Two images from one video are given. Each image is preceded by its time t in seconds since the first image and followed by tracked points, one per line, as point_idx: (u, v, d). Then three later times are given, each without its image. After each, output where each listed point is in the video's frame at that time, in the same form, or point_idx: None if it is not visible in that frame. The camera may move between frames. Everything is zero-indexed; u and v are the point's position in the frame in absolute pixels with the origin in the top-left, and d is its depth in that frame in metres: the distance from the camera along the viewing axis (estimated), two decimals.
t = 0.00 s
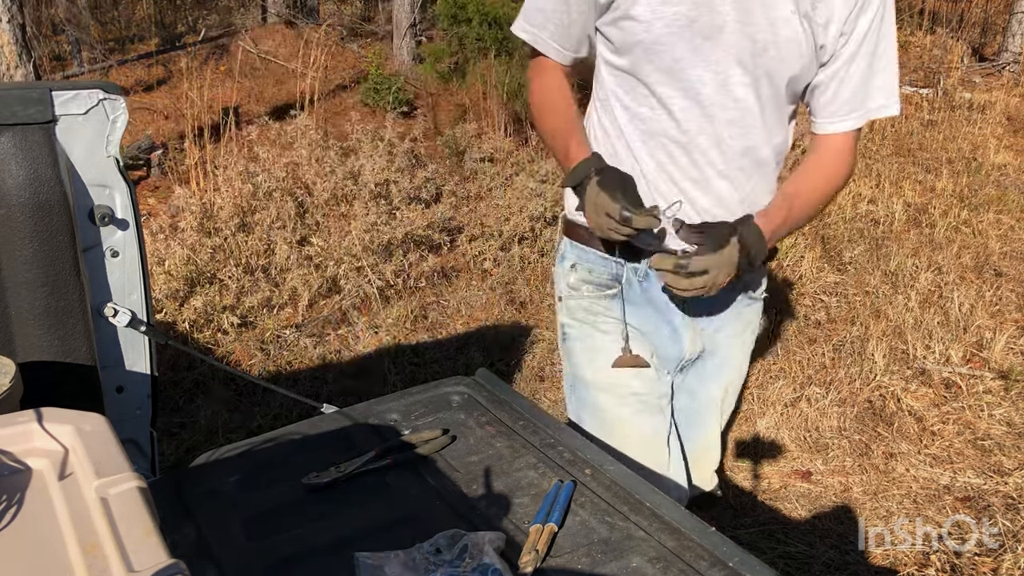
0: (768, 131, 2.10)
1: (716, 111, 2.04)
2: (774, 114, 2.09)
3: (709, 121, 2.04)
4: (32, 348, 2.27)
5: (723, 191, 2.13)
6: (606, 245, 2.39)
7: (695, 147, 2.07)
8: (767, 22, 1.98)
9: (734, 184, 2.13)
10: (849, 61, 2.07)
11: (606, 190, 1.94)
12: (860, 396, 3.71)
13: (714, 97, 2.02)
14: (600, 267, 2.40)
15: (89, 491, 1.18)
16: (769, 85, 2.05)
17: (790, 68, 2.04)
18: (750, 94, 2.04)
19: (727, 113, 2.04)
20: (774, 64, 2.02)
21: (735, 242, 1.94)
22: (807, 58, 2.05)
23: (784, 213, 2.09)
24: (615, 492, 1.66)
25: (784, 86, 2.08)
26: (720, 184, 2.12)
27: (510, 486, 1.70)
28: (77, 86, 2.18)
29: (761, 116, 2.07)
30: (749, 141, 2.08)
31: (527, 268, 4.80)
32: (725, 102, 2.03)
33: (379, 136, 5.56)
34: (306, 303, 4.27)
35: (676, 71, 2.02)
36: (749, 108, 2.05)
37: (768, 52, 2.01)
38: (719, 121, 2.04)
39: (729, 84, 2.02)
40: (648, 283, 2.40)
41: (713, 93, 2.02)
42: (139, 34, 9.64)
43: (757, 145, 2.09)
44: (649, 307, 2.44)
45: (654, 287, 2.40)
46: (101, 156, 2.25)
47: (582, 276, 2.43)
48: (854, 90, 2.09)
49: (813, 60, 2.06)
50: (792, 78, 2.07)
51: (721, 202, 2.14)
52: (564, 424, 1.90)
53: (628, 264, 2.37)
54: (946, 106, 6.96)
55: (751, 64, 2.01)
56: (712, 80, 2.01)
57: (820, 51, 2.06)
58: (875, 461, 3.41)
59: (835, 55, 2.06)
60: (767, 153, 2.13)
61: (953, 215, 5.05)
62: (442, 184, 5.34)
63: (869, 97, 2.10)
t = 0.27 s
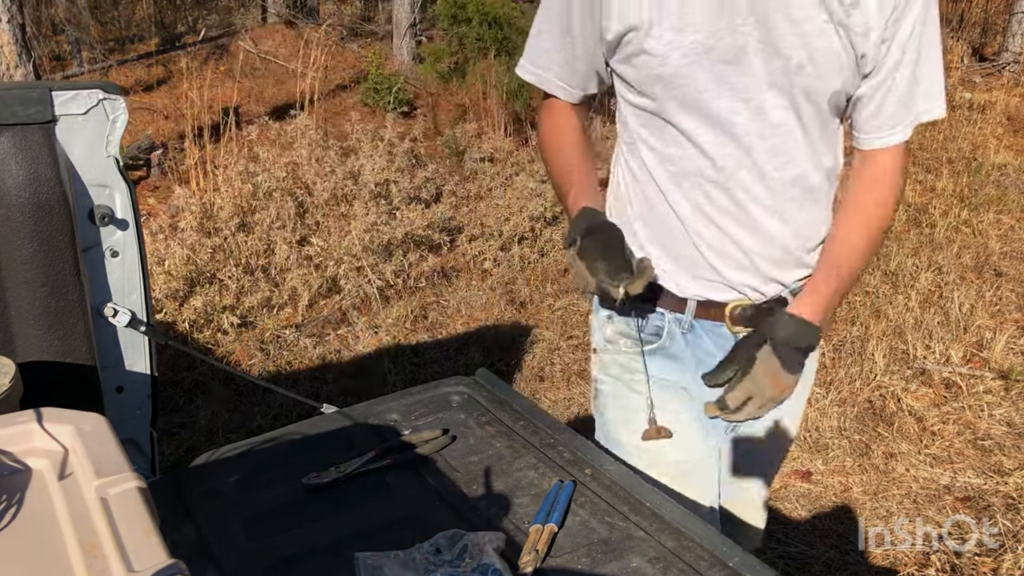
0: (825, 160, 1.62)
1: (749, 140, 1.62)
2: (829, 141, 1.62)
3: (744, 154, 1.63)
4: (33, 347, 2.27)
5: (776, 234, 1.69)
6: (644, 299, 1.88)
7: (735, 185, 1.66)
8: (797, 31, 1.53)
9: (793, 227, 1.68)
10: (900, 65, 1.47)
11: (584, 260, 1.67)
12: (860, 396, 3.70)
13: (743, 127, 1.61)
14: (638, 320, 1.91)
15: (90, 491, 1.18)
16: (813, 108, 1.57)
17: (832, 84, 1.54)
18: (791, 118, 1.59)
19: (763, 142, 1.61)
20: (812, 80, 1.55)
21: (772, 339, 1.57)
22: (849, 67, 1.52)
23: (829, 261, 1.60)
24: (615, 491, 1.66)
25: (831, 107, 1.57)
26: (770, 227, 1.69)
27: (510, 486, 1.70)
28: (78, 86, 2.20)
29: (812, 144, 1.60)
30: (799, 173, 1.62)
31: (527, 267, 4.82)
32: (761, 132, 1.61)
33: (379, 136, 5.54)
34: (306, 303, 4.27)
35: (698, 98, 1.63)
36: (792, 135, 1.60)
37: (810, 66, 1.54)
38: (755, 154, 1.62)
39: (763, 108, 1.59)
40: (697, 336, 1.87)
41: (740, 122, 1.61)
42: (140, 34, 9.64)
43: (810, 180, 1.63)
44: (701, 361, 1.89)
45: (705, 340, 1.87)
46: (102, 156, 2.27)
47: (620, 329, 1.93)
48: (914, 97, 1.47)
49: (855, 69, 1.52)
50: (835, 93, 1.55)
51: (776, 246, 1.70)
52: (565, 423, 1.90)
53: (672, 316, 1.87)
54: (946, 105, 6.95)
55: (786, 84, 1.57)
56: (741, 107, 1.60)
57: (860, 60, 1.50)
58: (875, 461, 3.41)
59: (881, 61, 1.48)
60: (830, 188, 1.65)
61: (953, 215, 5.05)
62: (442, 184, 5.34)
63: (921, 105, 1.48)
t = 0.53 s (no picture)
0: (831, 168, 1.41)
1: (734, 142, 1.48)
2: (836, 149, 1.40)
3: (730, 157, 1.50)
4: (33, 348, 2.27)
5: (772, 248, 1.52)
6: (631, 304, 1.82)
7: (726, 191, 1.52)
8: (782, 24, 1.36)
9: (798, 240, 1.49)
10: (915, 61, 1.20)
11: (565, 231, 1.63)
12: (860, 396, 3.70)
13: (728, 128, 1.48)
14: (643, 339, 1.80)
15: (90, 491, 1.18)
16: (807, 110, 1.38)
17: (827, 81, 1.34)
18: (779, 119, 1.43)
19: (747, 145, 1.47)
20: (802, 78, 1.36)
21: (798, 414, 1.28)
22: (853, 63, 1.30)
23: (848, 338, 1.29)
24: (615, 491, 1.66)
25: (835, 111, 1.36)
26: (767, 239, 1.52)
27: (510, 486, 1.70)
28: (78, 86, 2.23)
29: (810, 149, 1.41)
30: (794, 179, 1.45)
31: (528, 268, 4.86)
32: (748, 134, 1.46)
33: (380, 136, 5.52)
34: (306, 303, 4.28)
35: (682, 98, 1.53)
36: (784, 138, 1.43)
37: (800, 63, 1.36)
38: (741, 158, 1.48)
39: (750, 109, 1.45)
40: (696, 360, 1.70)
41: (722, 123, 1.48)
42: (140, 34, 9.66)
43: (812, 190, 1.45)
44: (705, 389, 1.71)
45: (705, 365, 1.70)
46: (101, 156, 2.30)
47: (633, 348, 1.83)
48: (940, 105, 1.19)
49: (862, 65, 1.29)
50: (832, 92, 1.34)
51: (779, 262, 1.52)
52: (564, 424, 1.90)
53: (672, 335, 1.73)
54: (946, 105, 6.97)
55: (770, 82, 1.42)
56: (726, 107, 1.47)
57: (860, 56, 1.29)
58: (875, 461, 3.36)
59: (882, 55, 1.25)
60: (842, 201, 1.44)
61: (953, 215, 5.05)
62: (442, 184, 5.33)
63: (955, 113, 1.19)
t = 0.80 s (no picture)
0: (825, 197, 1.18)
1: (721, 147, 1.30)
2: (836, 175, 1.16)
3: (719, 163, 1.32)
4: (33, 348, 2.27)
5: (758, 275, 1.32)
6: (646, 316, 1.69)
7: (711, 200, 1.35)
8: (784, 19, 1.16)
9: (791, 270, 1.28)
10: (948, 78, 0.90)
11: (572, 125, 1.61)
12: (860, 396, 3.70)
13: (717, 130, 1.30)
14: (647, 343, 1.68)
15: (90, 491, 1.18)
16: (802, 120, 1.17)
17: (827, 89, 1.12)
18: (772, 129, 1.23)
19: (736, 152, 1.29)
20: (800, 82, 1.15)
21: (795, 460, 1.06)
22: (866, 72, 1.06)
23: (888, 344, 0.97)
24: (615, 491, 1.66)
25: (839, 128, 1.13)
26: (753, 264, 1.32)
27: (511, 486, 1.70)
28: (77, 86, 2.23)
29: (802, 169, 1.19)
30: (780, 201, 1.25)
31: (527, 268, 4.86)
32: (737, 140, 1.28)
33: (380, 136, 5.51)
34: (306, 303, 4.28)
35: (678, 93, 1.36)
36: (775, 151, 1.23)
37: (799, 66, 1.15)
38: (726, 165, 1.30)
39: (740, 114, 1.27)
40: (687, 376, 1.57)
41: (711, 124, 1.31)
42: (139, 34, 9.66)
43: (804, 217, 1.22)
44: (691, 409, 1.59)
45: (693, 384, 1.56)
46: (101, 156, 2.30)
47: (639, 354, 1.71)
48: (982, 131, 0.90)
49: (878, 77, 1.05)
50: (834, 103, 1.12)
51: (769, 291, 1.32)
52: (564, 423, 1.90)
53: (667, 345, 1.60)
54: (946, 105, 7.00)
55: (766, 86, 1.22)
56: (721, 106, 1.30)
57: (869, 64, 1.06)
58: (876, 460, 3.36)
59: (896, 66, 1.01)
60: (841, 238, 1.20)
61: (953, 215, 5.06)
62: (442, 184, 5.33)
63: (997, 143, 0.90)
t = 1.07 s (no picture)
0: (893, 223, 1.20)
1: (783, 164, 1.33)
2: (908, 201, 1.19)
3: (781, 178, 1.34)
4: (33, 348, 2.27)
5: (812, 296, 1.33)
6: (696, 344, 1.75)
7: (769, 219, 1.37)
8: (874, 30, 1.20)
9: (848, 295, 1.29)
10: None
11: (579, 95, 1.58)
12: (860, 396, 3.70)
13: (784, 143, 1.32)
14: (693, 371, 1.77)
15: (90, 491, 1.18)
16: (877, 138, 1.20)
17: (914, 107, 1.15)
18: (841, 149, 1.26)
19: (798, 171, 1.31)
20: (882, 98, 1.18)
21: (854, 292, 1.09)
22: (960, 92, 1.11)
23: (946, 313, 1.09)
24: (615, 492, 1.66)
25: (923, 151, 1.16)
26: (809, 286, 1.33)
27: (510, 486, 1.70)
28: (77, 86, 2.23)
29: (870, 189, 1.21)
30: (841, 224, 1.27)
31: (527, 268, 4.86)
32: (799, 159, 1.31)
33: (380, 136, 5.51)
34: (306, 304, 4.28)
35: (748, 102, 1.38)
36: (838, 174, 1.26)
37: (884, 82, 1.18)
38: (790, 180, 1.32)
39: (810, 127, 1.29)
40: (724, 407, 1.66)
41: (778, 137, 1.33)
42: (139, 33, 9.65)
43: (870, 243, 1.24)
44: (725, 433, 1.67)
45: (728, 415, 1.65)
46: (101, 156, 2.29)
47: (683, 381, 1.80)
48: None
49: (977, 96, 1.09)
50: (919, 123, 1.15)
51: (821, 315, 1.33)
52: (564, 423, 1.90)
53: (706, 372, 1.71)
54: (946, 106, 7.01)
55: (842, 101, 1.25)
56: (790, 121, 1.32)
57: (964, 86, 1.10)
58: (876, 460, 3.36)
59: (997, 87, 1.06)
60: (906, 269, 1.21)
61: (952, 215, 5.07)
62: (442, 184, 5.33)
63: None
